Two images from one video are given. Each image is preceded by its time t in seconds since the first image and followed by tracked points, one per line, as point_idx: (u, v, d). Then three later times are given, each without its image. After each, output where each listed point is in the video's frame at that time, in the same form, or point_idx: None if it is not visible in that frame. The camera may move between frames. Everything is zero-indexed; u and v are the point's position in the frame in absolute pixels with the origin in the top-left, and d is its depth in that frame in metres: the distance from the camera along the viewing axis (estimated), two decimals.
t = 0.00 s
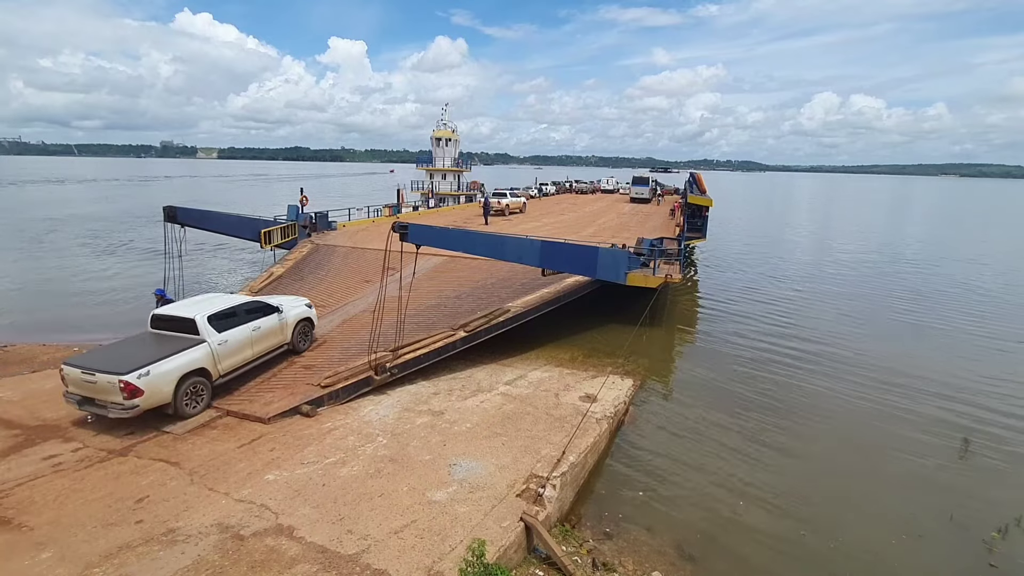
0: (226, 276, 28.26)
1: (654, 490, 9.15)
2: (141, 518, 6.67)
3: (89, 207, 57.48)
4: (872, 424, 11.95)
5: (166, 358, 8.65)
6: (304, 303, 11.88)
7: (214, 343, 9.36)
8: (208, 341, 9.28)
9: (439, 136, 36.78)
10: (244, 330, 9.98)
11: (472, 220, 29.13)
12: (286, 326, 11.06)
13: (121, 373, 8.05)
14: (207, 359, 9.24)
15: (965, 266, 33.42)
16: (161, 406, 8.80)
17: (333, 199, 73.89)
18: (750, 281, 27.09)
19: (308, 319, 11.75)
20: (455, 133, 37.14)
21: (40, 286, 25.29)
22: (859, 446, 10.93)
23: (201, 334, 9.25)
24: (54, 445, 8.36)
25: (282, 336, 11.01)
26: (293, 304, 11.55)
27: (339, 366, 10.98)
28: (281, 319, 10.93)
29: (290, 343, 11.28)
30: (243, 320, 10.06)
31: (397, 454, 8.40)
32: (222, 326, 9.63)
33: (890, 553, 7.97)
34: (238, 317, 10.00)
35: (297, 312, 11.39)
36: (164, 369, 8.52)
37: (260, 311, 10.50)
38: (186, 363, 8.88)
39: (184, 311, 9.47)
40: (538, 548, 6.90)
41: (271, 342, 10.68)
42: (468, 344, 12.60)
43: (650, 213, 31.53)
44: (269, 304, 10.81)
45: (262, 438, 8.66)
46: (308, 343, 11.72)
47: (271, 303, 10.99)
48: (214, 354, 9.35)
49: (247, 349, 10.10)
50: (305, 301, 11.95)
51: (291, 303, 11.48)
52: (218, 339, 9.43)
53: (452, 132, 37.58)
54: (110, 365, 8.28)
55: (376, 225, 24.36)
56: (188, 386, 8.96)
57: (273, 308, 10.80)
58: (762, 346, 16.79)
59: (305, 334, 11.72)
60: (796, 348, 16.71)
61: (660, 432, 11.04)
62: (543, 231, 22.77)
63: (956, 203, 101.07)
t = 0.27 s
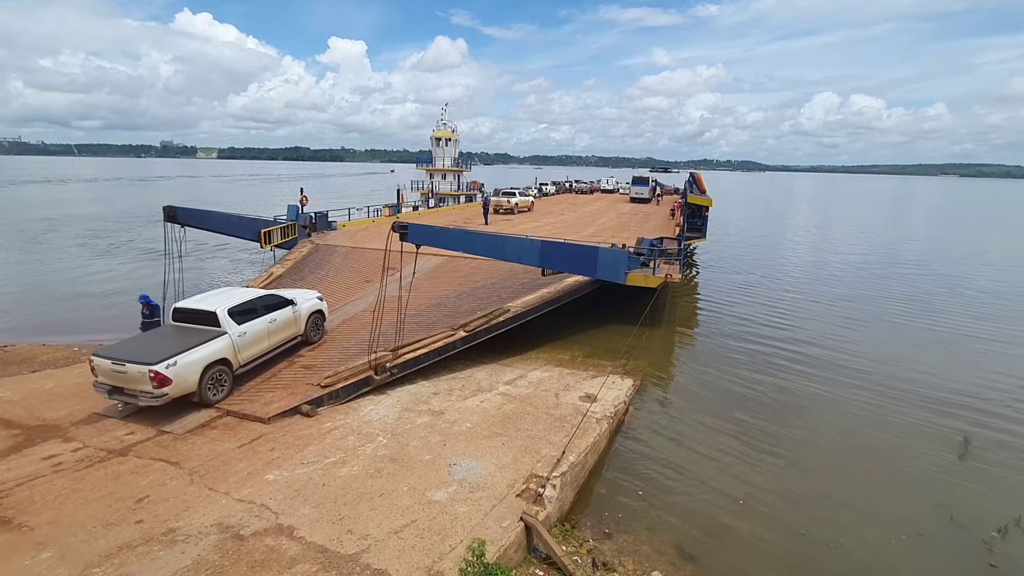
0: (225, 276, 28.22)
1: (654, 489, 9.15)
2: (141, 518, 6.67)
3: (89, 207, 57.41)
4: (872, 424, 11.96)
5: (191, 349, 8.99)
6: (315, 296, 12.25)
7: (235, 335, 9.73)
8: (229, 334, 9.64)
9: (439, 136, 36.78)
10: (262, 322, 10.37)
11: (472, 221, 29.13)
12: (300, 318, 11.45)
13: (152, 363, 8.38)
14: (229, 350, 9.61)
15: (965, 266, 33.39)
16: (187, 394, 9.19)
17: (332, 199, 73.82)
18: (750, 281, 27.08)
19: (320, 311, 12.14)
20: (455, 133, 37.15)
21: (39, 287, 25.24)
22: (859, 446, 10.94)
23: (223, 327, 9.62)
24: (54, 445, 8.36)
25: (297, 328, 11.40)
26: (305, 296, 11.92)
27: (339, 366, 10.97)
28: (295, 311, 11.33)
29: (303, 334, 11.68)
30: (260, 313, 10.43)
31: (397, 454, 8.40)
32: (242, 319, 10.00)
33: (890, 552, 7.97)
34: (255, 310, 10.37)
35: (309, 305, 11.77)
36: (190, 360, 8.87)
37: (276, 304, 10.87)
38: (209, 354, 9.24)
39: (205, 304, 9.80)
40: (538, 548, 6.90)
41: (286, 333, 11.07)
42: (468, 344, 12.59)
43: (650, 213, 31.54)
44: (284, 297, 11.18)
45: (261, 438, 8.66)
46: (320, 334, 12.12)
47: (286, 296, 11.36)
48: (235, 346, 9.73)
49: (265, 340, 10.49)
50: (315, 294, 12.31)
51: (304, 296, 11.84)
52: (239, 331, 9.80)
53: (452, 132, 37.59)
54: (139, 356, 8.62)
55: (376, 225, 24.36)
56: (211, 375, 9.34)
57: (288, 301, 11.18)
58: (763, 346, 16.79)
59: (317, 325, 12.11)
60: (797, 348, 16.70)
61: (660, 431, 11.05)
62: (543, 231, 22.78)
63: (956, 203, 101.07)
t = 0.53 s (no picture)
0: (225, 276, 28.17)
1: (654, 489, 9.15)
2: (141, 518, 6.67)
3: (88, 207, 57.35)
4: (872, 424, 11.95)
5: (212, 339, 9.40)
6: (324, 290, 12.66)
7: (252, 326, 10.15)
8: (247, 325, 10.06)
9: (439, 136, 36.78)
10: (277, 313, 10.79)
11: (472, 221, 29.13)
12: (312, 310, 11.85)
13: (176, 351, 8.78)
14: (247, 340, 10.02)
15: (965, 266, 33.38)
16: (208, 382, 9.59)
17: (332, 199, 73.75)
18: (750, 281, 27.09)
19: (330, 304, 12.54)
20: (455, 133, 37.15)
21: (38, 287, 25.19)
22: (859, 446, 10.93)
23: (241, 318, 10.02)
24: (54, 445, 8.36)
25: (309, 320, 11.83)
26: (315, 290, 12.33)
27: (339, 366, 10.96)
28: (307, 304, 11.75)
29: (315, 326, 12.09)
30: (275, 306, 10.85)
31: (397, 454, 8.40)
32: (259, 311, 10.42)
33: (890, 552, 7.97)
34: (270, 303, 10.79)
35: (320, 298, 12.17)
36: (212, 349, 9.28)
37: (288, 297, 11.28)
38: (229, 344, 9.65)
39: (223, 297, 10.21)
40: (538, 548, 6.90)
41: (298, 325, 11.47)
42: (468, 344, 12.59)
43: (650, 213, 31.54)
44: (295, 291, 11.60)
45: (261, 439, 8.66)
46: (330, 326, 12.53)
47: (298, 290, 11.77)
48: (252, 336, 10.15)
49: (280, 331, 10.92)
50: (324, 289, 12.71)
51: (315, 290, 12.25)
52: (256, 322, 10.22)
53: (452, 132, 37.58)
54: (164, 345, 9.00)
55: (376, 225, 24.35)
56: (231, 363, 9.75)
57: (300, 294, 11.60)
58: (763, 346, 16.78)
59: (327, 318, 12.51)
60: (796, 348, 16.71)
61: (660, 431, 11.05)
62: (543, 231, 22.79)
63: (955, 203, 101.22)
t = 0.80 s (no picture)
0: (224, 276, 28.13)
1: (654, 489, 9.16)
2: (141, 518, 6.67)
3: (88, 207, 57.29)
4: (872, 424, 11.96)
5: (232, 330, 9.78)
6: (332, 284, 13.03)
7: (268, 318, 10.54)
8: (263, 317, 10.44)
9: (439, 136, 36.76)
10: (291, 306, 11.19)
11: (472, 221, 29.13)
12: (321, 304, 12.24)
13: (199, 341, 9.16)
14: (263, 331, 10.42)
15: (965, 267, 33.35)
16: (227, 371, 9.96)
17: (332, 199, 73.69)
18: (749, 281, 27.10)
19: (338, 298, 12.92)
20: (455, 133, 37.13)
21: (37, 287, 25.15)
22: (859, 446, 10.94)
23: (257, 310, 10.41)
24: (54, 445, 8.36)
25: (319, 313, 12.22)
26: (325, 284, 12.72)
27: (339, 367, 10.96)
28: (318, 297, 12.14)
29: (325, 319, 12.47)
30: (289, 299, 11.23)
31: (396, 454, 8.41)
32: (274, 303, 10.81)
33: (890, 553, 7.97)
34: (284, 296, 11.17)
35: (330, 292, 12.56)
36: (232, 340, 9.67)
37: (300, 291, 11.67)
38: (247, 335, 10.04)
39: (240, 291, 10.58)
40: (538, 549, 6.90)
41: (309, 318, 11.85)
42: (468, 344, 12.59)
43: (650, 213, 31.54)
44: (307, 284, 11.97)
45: (261, 439, 8.66)
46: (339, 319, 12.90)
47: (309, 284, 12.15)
48: (268, 328, 10.55)
49: (294, 323, 11.32)
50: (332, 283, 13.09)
51: (324, 284, 12.64)
52: (272, 314, 10.62)
53: (452, 132, 37.57)
54: (186, 336, 9.36)
55: (375, 225, 24.34)
56: (249, 354, 10.13)
57: (312, 288, 11.98)
58: (762, 346, 16.79)
59: (336, 311, 12.89)
60: (796, 348, 16.72)
61: (660, 431, 11.07)
62: (543, 231, 22.80)
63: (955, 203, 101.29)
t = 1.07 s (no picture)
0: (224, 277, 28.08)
1: (654, 489, 9.16)
2: (141, 519, 6.67)
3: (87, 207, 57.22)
4: (871, 424, 11.95)
5: (250, 322, 10.19)
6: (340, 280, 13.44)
7: (283, 310, 10.97)
8: (278, 309, 10.87)
9: (439, 137, 36.75)
10: (303, 300, 11.61)
11: (472, 221, 29.11)
12: (331, 298, 12.62)
13: (219, 332, 9.56)
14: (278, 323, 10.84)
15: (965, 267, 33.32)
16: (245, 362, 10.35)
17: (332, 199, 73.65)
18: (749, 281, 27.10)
19: (347, 293, 13.32)
20: (455, 134, 37.12)
21: (36, 288, 25.09)
22: (859, 446, 10.94)
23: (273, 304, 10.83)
24: (54, 445, 8.36)
25: (329, 306, 12.64)
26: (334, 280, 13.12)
27: (339, 367, 10.96)
28: (328, 291, 12.55)
29: (335, 313, 12.87)
30: (301, 293, 11.65)
31: (397, 454, 8.41)
32: (288, 297, 11.23)
33: (890, 553, 7.97)
34: (296, 290, 11.59)
35: (339, 287, 12.97)
36: (250, 331, 10.09)
37: (311, 285, 12.09)
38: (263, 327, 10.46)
39: (256, 284, 10.98)
40: (538, 549, 6.90)
41: (320, 312, 12.23)
42: (468, 344, 12.59)
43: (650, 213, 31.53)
44: (317, 279, 12.39)
45: (261, 439, 8.65)
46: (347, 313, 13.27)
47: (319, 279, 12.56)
48: (283, 320, 10.98)
49: (306, 315, 11.74)
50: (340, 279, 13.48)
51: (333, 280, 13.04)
52: (286, 307, 11.05)
53: (452, 133, 37.56)
54: (206, 327, 9.75)
55: (375, 225, 24.32)
56: (265, 344, 10.55)
57: (322, 282, 12.40)
58: (762, 346, 16.78)
59: (345, 305, 13.28)
60: (796, 348, 16.73)
61: (660, 431, 11.07)
62: (543, 231, 22.81)
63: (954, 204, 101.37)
